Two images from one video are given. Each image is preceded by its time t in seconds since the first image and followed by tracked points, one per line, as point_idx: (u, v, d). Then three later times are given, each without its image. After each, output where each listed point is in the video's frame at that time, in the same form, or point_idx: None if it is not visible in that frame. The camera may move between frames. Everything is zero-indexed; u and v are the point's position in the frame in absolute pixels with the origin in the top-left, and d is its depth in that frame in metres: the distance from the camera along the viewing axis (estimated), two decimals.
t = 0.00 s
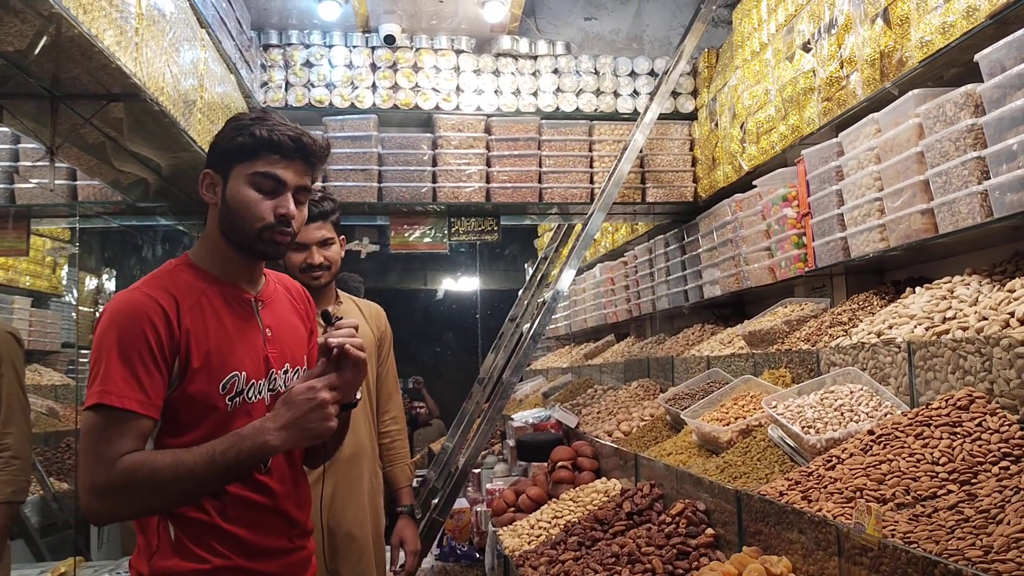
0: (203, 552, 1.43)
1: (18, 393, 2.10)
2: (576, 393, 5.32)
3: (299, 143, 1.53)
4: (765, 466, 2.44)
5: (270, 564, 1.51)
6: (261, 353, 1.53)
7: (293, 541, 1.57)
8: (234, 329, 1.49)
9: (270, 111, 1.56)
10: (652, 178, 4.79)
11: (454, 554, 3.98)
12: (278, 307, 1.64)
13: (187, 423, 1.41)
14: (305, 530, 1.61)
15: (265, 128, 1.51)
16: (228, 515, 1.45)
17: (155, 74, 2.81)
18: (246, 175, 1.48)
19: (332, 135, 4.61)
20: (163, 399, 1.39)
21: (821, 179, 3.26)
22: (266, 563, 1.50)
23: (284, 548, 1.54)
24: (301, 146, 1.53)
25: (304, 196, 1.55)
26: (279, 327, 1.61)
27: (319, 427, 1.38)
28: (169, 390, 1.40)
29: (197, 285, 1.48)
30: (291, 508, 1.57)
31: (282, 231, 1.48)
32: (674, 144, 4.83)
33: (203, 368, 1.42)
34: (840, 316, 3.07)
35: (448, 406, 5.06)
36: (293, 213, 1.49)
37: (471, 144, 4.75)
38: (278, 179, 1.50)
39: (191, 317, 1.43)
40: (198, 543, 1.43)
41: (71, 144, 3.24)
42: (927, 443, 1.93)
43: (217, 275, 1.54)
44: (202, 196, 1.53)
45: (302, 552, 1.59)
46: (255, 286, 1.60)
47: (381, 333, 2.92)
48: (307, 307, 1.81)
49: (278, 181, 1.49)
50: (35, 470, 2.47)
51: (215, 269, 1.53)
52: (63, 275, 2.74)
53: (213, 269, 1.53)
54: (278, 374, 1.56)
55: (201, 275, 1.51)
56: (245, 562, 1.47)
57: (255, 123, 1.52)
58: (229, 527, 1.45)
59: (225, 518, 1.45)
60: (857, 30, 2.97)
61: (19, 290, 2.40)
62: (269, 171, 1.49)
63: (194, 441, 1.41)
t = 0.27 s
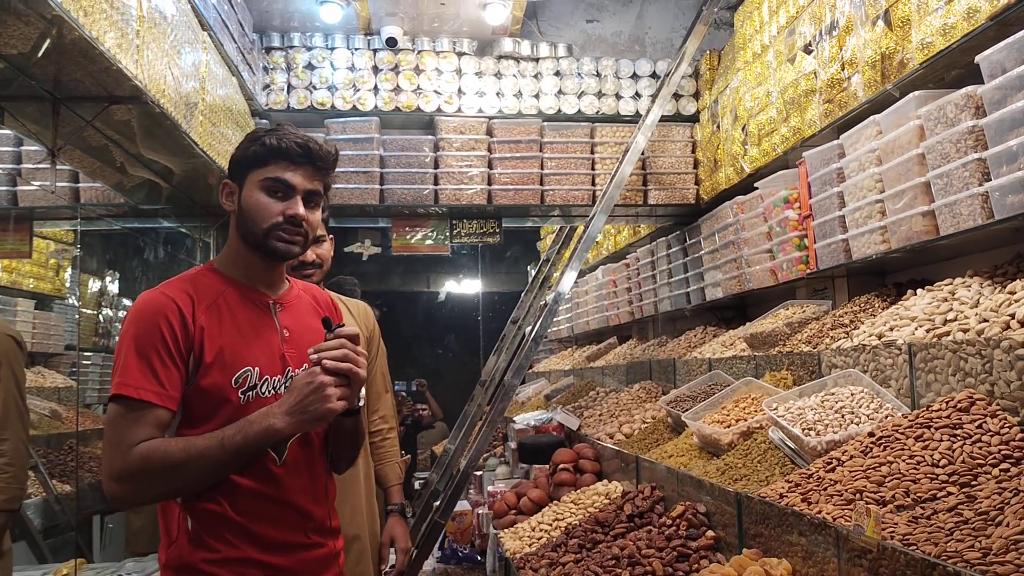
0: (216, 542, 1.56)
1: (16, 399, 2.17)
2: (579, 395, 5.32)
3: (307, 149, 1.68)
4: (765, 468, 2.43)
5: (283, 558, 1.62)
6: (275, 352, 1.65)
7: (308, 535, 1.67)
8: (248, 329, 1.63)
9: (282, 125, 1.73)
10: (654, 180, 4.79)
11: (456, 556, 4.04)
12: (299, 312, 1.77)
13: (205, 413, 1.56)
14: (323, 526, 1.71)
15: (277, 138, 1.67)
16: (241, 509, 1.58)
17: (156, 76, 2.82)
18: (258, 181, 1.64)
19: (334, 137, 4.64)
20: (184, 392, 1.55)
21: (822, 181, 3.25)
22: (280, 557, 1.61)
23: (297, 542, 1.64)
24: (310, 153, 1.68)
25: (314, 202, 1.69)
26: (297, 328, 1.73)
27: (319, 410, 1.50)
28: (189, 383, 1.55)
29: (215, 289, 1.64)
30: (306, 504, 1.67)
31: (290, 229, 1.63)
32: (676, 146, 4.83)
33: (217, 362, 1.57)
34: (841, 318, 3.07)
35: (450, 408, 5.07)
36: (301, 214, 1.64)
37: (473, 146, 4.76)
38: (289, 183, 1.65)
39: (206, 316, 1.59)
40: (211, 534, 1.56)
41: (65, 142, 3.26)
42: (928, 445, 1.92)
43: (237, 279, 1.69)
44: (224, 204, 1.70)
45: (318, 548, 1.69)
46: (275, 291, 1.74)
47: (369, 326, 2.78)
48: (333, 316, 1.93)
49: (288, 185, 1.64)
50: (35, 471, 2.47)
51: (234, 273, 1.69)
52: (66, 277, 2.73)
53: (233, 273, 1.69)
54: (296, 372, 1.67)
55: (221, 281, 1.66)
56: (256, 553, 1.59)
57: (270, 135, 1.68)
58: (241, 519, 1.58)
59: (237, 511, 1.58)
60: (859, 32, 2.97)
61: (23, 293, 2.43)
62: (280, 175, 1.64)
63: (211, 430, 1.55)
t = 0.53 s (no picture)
0: (229, 530, 1.63)
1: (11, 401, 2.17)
2: (579, 394, 5.31)
3: (327, 152, 1.76)
4: (764, 465, 2.42)
5: (294, 547, 1.65)
6: (292, 342, 1.70)
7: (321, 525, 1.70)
8: (265, 320, 1.69)
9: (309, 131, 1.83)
10: (655, 178, 4.78)
11: (456, 555, 3.99)
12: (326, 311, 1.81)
13: (221, 402, 1.63)
14: (341, 518, 1.74)
15: (302, 143, 1.77)
16: (253, 497, 1.65)
17: (154, 73, 2.82)
18: (282, 182, 1.72)
19: (332, 136, 4.61)
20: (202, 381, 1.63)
21: (822, 179, 3.24)
22: (290, 546, 1.65)
23: (310, 532, 1.68)
24: (329, 154, 1.77)
25: (337, 201, 1.76)
26: (319, 325, 1.77)
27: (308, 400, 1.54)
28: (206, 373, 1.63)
29: (238, 285, 1.72)
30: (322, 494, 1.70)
31: (309, 225, 1.70)
32: (677, 144, 4.82)
33: (231, 353, 1.63)
34: (841, 315, 3.06)
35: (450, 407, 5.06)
36: (321, 211, 1.70)
37: (473, 144, 4.75)
38: (312, 184, 1.73)
39: (224, 309, 1.66)
40: (225, 522, 1.64)
41: (64, 138, 3.26)
42: (927, 441, 1.91)
43: (262, 277, 1.76)
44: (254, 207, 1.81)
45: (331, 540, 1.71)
46: (302, 290, 1.79)
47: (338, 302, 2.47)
48: (364, 319, 1.97)
49: (309, 185, 1.72)
50: (34, 469, 2.45)
51: (259, 272, 1.77)
52: (68, 276, 2.68)
53: (258, 272, 1.77)
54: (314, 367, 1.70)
55: (246, 277, 1.75)
56: (267, 542, 1.63)
57: (297, 139, 1.77)
58: (253, 508, 1.64)
59: (250, 499, 1.64)
60: (859, 28, 2.95)
61: (24, 292, 2.43)
62: (302, 176, 1.72)
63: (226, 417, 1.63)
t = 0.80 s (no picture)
0: (232, 520, 1.71)
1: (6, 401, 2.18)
2: (578, 392, 5.31)
3: (343, 159, 1.84)
4: (759, 462, 2.41)
5: (291, 539, 1.71)
6: (301, 343, 1.78)
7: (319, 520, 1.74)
8: (277, 320, 1.78)
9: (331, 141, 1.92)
10: (653, 175, 4.77)
11: (454, 554, 3.99)
12: (341, 314, 1.87)
13: (232, 396, 1.73)
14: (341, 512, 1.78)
15: (322, 152, 1.86)
16: (254, 490, 1.71)
17: (149, 69, 2.81)
18: (302, 189, 1.81)
19: (331, 132, 4.63)
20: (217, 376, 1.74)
21: (820, 176, 3.23)
22: (289, 538, 1.71)
23: (309, 525, 1.73)
24: (345, 162, 1.85)
25: (354, 207, 1.84)
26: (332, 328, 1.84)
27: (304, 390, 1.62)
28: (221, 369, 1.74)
29: (257, 286, 1.82)
30: (321, 489, 1.75)
31: (323, 229, 1.77)
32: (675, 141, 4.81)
33: (242, 350, 1.73)
34: (838, 313, 3.06)
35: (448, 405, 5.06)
36: (335, 215, 1.78)
37: (471, 142, 4.75)
38: (329, 191, 1.81)
39: (239, 309, 1.76)
40: (230, 512, 1.72)
41: (60, 134, 3.25)
42: (922, 438, 1.91)
43: (282, 280, 1.85)
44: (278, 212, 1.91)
45: (330, 533, 1.75)
46: (320, 294, 1.87)
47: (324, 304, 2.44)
48: (383, 323, 2.00)
49: (326, 191, 1.80)
50: (32, 467, 2.43)
51: (280, 275, 1.86)
52: (67, 274, 2.68)
53: (279, 275, 1.86)
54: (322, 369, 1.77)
55: (267, 278, 1.85)
56: (266, 534, 1.70)
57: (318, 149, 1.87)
58: (254, 500, 1.71)
59: (252, 491, 1.71)
60: (856, 25, 2.95)
61: (24, 290, 2.42)
62: (319, 182, 1.81)
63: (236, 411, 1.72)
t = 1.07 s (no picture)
0: (231, 509, 1.72)
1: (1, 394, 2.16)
2: (577, 388, 5.31)
3: (345, 159, 1.84)
4: (756, 457, 2.42)
5: (289, 529, 1.72)
6: (302, 337, 1.79)
7: (316, 511, 1.74)
8: (280, 314, 1.79)
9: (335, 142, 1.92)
10: (652, 171, 4.77)
11: (453, 549, 3.98)
12: (344, 311, 1.88)
13: (234, 388, 1.74)
14: (338, 504, 1.78)
15: (326, 151, 1.86)
16: (253, 480, 1.72)
17: (147, 65, 2.81)
18: (305, 188, 1.81)
19: (330, 129, 4.63)
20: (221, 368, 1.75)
21: (817, 171, 3.24)
22: (286, 527, 1.72)
23: (305, 516, 1.73)
24: (348, 162, 1.85)
25: (357, 206, 1.83)
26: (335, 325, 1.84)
27: (303, 381, 1.62)
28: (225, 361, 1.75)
29: (262, 281, 1.83)
30: (318, 480, 1.75)
31: (326, 228, 1.77)
32: (674, 137, 4.81)
33: (245, 343, 1.74)
34: (836, 308, 3.07)
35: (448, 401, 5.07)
36: (337, 214, 1.78)
37: (470, 138, 4.75)
38: (332, 191, 1.80)
39: (244, 303, 1.78)
40: (229, 501, 1.73)
41: (58, 130, 3.26)
42: (917, 432, 1.92)
43: (287, 277, 1.86)
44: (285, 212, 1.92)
45: (328, 523, 1.76)
46: (324, 291, 1.87)
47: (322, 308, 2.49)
48: (386, 320, 1.99)
49: (329, 191, 1.79)
50: (35, 463, 2.45)
51: (286, 272, 1.87)
52: (66, 271, 2.69)
53: (284, 271, 1.87)
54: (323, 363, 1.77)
55: (271, 274, 1.86)
56: (263, 523, 1.71)
57: (322, 149, 1.87)
58: (252, 489, 1.71)
59: (251, 481, 1.72)
60: (854, 20, 2.94)
61: (25, 287, 2.45)
62: (322, 182, 1.80)
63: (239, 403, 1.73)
